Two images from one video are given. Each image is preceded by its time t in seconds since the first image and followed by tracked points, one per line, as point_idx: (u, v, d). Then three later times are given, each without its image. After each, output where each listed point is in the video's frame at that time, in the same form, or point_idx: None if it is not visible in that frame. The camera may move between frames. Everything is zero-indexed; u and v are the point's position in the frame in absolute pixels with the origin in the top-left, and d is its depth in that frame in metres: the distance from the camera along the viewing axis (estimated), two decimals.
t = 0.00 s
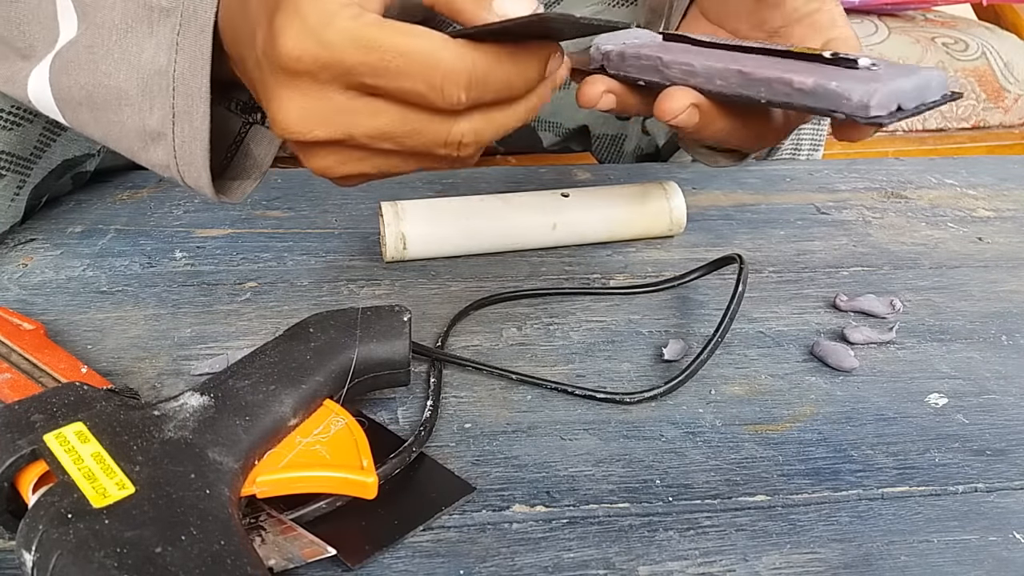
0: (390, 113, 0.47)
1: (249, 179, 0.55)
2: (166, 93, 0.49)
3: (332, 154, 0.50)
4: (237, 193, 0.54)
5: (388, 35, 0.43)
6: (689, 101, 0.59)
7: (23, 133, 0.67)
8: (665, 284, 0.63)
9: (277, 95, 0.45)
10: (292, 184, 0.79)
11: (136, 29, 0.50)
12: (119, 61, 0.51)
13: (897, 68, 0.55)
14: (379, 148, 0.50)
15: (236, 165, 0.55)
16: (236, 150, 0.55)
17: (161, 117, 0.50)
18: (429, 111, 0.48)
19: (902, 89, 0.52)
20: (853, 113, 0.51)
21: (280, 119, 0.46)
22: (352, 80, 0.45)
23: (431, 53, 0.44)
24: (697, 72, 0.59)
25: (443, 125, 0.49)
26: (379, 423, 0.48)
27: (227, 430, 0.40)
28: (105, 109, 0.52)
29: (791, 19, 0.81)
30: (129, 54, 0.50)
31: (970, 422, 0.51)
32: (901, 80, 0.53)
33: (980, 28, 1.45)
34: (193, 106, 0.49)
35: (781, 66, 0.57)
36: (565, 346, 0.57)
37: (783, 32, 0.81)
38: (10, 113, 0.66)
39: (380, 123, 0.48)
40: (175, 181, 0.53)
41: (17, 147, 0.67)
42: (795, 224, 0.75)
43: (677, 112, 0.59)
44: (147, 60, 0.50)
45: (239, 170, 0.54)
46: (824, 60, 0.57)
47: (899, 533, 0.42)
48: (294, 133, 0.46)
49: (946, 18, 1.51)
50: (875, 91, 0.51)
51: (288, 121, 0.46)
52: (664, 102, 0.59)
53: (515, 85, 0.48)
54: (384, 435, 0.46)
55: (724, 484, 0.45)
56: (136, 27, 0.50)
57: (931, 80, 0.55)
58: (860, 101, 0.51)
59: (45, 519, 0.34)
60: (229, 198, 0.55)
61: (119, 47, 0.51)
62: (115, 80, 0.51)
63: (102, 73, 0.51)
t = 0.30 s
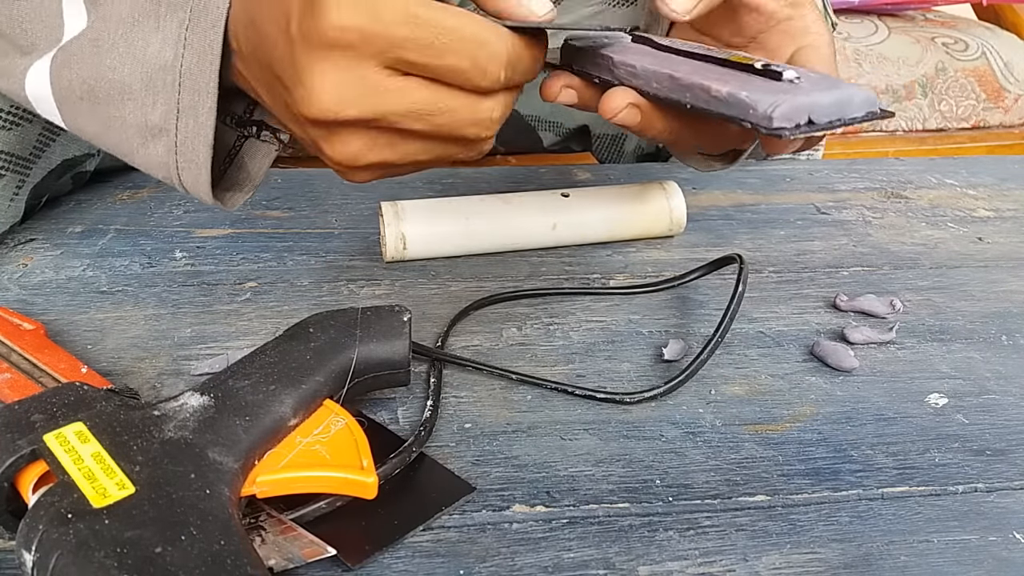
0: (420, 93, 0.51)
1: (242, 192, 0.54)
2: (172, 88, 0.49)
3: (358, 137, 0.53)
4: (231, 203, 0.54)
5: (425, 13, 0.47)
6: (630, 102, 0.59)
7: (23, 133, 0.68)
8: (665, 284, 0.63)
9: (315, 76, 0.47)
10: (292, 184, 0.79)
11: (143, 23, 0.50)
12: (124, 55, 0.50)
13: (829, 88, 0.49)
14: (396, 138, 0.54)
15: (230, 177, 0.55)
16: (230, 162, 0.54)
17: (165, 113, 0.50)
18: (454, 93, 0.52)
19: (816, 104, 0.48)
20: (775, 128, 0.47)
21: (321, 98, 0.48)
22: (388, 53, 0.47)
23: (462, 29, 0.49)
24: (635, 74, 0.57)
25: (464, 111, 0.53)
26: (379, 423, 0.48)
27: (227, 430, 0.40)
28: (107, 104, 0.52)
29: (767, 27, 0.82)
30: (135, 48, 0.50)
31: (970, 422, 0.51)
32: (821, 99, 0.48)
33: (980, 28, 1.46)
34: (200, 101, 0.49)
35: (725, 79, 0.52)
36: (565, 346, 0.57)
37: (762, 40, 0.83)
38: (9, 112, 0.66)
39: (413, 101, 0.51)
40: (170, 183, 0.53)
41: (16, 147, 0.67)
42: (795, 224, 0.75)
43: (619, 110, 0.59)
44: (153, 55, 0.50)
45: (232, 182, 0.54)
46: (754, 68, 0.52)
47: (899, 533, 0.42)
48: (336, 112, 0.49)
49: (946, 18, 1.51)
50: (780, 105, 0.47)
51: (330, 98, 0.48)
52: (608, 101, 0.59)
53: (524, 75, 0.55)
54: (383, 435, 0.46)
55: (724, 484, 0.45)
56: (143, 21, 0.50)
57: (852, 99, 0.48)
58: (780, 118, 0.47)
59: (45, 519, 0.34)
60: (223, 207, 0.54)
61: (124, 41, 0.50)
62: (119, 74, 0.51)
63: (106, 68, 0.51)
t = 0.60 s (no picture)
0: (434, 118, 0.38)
1: (243, 188, 0.46)
2: (163, 93, 0.40)
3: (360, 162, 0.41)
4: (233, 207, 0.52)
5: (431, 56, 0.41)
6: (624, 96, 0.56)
7: (23, 133, 0.68)
8: (665, 284, 0.63)
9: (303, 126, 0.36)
10: (292, 184, 0.79)
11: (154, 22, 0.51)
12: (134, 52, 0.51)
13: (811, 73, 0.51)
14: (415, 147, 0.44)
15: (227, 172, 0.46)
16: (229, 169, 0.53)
17: (159, 117, 0.41)
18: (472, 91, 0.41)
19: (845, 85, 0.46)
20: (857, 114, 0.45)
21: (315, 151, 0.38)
22: (369, 60, 0.35)
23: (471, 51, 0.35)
24: (630, 67, 0.54)
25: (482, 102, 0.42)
26: (379, 423, 0.48)
27: (227, 430, 0.40)
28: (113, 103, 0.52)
29: (767, 22, 0.81)
30: (124, 52, 0.41)
31: (970, 422, 0.51)
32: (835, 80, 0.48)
33: (980, 28, 1.46)
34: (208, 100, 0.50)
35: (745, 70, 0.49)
36: (565, 346, 0.57)
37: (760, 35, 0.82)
38: (10, 113, 0.66)
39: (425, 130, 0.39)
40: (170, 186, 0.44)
41: (17, 147, 0.67)
42: (795, 224, 0.75)
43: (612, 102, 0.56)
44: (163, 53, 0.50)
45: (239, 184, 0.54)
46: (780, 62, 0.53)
47: (899, 533, 0.42)
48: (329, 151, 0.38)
49: (946, 18, 1.51)
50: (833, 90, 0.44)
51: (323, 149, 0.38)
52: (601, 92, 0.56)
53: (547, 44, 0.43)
54: (384, 435, 0.46)
55: (724, 484, 0.45)
56: (134, 19, 0.40)
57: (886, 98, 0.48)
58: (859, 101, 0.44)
59: (45, 519, 0.34)
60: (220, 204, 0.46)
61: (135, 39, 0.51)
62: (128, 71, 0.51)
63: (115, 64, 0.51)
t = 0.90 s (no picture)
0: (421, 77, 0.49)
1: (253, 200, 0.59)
2: (198, 100, 0.54)
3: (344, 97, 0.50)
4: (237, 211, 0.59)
5: (440, 29, 0.47)
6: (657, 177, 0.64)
7: (25, 134, 0.68)
8: (665, 284, 0.63)
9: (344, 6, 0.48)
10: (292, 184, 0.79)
11: (192, 5, 0.55)
12: (166, 30, 0.55)
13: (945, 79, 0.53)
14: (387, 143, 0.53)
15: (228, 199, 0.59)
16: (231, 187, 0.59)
17: (186, 123, 0.55)
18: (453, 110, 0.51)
19: (975, 116, 0.50)
20: (940, 157, 0.49)
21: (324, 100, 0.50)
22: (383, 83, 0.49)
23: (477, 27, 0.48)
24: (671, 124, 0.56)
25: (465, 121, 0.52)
26: (379, 423, 0.48)
27: (227, 430, 0.40)
28: (135, 78, 0.56)
29: (785, 23, 0.78)
30: (166, 58, 0.55)
31: (970, 422, 0.51)
32: (967, 101, 0.50)
33: (980, 29, 1.45)
34: (235, 77, 0.54)
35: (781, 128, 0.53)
36: (565, 346, 0.57)
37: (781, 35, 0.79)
38: (13, 114, 0.67)
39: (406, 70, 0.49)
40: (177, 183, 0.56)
41: (18, 149, 0.68)
42: (795, 224, 0.75)
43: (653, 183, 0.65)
44: (196, 33, 0.55)
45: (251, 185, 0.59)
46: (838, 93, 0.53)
47: (899, 533, 0.42)
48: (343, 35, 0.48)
49: (946, 18, 1.51)
50: (957, 129, 0.49)
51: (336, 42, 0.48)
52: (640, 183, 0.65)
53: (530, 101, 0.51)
54: (384, 435, 0.46)
55: (724, 484, 0.45)
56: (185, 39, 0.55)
57: (950, 96, 0.51)
58: (945, 145, 0.49)
59: (46, 519, 0.34)
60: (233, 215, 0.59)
61: (169, 18, 0.55)
62: (157, 48, 0.55)
63: (146, 40, 0.55)
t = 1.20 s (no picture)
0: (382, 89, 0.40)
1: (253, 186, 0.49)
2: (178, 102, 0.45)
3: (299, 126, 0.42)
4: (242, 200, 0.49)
5: (403, 64, 0.39)
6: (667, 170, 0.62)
7: (24, 134, 0.68)
8: (665, 284, 0.63)
9: (297, 31, 0.39)
10: (292, 185, 0.79)
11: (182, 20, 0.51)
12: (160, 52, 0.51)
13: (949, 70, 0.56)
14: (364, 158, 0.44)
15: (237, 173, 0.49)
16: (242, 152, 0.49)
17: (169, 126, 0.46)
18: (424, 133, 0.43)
19: (985, 104, 0.54)
20: (951, 144, 0.53)
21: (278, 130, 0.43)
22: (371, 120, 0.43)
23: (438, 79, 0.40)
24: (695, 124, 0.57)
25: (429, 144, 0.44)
26: (379, 423, 0.48)
27: (227, 430, 0.40)
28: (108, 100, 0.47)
29: (784, 20, 0.79)
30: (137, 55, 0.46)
31: (970, 422, 0.51)
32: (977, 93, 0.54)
33: (980, 28, 1.45)
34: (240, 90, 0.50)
35: (791, 117, 0.55)
36: (565, 346, 0.57)
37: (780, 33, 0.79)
38: (13, 115, 0.66)
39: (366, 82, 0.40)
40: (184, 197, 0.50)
41: (19, 148, 0.67)
42: (795, 224, 0.75)
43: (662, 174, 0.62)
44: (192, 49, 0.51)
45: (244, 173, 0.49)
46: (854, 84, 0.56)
47: (899, 533, 0.42)
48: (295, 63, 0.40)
49: (946, 18, 1.51)
50: (967, 118, 0.53)
51: (290, 75, 0.40)
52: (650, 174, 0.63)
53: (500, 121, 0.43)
54: (384, 435, 0.46)
55: (724, 484, 0.45)
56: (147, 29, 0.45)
57: (958, 87, 0.54)
58: (958, 134, 0.52)
59: (46, 519, 0.34)
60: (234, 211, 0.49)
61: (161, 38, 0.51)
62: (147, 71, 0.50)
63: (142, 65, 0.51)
